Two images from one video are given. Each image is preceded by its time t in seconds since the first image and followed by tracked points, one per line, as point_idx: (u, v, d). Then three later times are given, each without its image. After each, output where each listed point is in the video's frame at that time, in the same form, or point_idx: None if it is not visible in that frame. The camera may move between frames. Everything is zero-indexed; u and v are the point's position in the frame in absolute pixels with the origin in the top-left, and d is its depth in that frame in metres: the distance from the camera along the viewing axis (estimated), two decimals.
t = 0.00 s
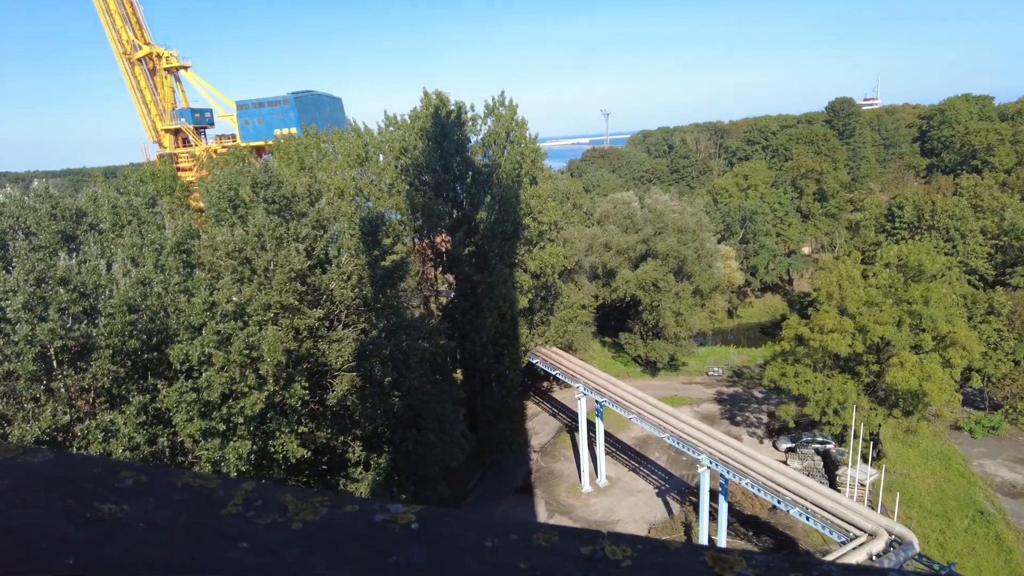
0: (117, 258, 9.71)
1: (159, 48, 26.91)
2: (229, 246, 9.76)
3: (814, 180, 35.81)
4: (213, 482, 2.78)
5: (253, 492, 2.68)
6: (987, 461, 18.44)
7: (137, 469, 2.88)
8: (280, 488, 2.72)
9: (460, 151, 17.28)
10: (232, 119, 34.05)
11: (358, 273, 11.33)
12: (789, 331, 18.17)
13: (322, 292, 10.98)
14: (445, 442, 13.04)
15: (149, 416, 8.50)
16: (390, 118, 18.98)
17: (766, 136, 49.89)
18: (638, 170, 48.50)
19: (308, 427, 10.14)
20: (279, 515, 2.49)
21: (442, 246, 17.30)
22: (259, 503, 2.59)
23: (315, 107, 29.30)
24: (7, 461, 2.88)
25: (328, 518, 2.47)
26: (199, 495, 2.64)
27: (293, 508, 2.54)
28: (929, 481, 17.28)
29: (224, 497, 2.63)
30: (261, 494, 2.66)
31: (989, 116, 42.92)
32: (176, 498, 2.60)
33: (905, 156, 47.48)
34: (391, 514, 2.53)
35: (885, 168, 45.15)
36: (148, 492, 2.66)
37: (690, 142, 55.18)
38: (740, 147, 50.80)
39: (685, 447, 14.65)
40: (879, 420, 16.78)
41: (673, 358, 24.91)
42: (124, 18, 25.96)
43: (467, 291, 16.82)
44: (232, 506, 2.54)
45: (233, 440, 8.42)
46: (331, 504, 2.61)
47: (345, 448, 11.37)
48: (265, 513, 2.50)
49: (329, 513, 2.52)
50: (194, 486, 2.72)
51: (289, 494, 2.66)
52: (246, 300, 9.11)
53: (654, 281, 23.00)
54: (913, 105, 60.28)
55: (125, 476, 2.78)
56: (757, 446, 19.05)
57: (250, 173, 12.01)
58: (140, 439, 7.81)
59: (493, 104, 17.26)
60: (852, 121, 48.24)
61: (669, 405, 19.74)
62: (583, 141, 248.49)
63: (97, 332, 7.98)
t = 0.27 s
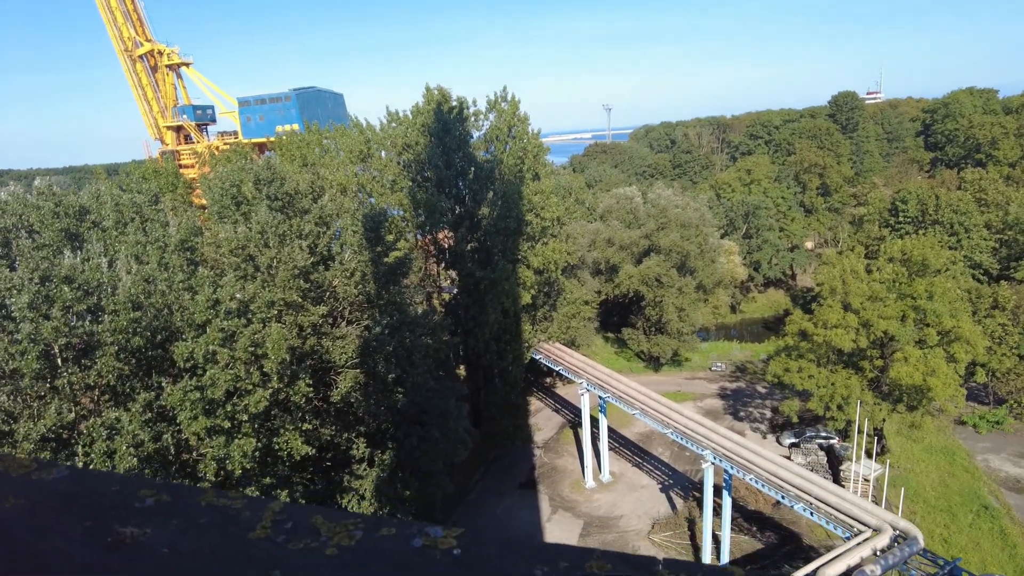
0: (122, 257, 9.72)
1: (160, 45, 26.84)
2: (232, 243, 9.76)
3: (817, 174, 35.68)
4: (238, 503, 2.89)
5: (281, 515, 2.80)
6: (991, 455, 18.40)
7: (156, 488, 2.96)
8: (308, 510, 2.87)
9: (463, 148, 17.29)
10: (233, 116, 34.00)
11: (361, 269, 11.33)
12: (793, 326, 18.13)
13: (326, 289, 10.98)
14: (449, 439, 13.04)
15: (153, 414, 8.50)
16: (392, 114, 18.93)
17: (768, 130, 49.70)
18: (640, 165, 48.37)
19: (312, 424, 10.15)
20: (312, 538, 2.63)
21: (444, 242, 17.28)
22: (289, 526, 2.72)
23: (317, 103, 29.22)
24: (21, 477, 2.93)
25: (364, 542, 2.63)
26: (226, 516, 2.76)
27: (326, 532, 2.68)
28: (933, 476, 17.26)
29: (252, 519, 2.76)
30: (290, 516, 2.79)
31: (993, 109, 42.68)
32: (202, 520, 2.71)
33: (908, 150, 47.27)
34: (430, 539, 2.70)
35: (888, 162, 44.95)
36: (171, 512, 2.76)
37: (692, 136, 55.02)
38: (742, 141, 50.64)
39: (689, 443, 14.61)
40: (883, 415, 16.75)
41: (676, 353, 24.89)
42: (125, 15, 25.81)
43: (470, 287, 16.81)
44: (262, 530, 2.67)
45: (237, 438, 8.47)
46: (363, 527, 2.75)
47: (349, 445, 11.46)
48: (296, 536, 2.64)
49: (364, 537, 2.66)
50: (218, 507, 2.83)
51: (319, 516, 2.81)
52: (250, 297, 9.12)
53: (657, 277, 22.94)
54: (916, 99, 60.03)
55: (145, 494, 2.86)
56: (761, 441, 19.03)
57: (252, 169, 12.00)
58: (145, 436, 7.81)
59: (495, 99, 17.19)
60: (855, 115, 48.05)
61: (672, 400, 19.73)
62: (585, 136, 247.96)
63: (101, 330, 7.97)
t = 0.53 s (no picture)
0: (127, 255, 9.72)
1: (164, 43, 26.84)
2: (237, 241, 9.76)
3: (821, 171, 35.54)
4: (271, 533, 2.99)
5: (322, 548, 2.88)
6: (998, 453, 18.33)
7: (181, 514, 3.10)
8: (348, 543, 2.95)
9: (465, 143, 17.44)
10: (237, 113, 33.99)
11: (366, 267, 11.33)
12: (798, 323, 18.07)
13: (330, 286, 10.97)
14: (453, 436, 13.05)
15: (159, 412, 8.48)
16: (396, 111, 18.90)
17: (773, 126, 49.52)
18: (644, 162, 48.24)
19: (317, 422, 10.15)
20: (355, 569, 2.71)
21: (448, 240, 17.27)
22: (330, 559, 2.80)
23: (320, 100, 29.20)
24: (41, 503, 3.09)
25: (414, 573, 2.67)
26: (263, 550, 2.83)
27: (372, 564, 2.75)
28: (939, 473, 17.20)
29: (290, 553, 2.82)
30: (331, 550, 2.86)
31: (999, 104, 42.42)
32: (235, 552, 2.81)
33: (913, 146, 47.04)
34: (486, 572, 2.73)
35: (893, 158, 44.74)
36: (200, 544, 2.86)
37: (696, 132, 54.83)
38: (746, 137, 50.45)
39: (694, 440, 14.56)
40: (889, 412, 16.69)
41: (680, 351, 24.85)
42: (129, 13, 25.78)
43: (474, 284, 16.79)
44: (301, 563, 2.74)
45: (243, 436, 8.47)
46: (412, 559, 2.81)
47: (355, 442, 11.49)
48: (337, 569, 2.70)
49: (413, 568, 2.71)
50: (250, 536, 2.94)
51: (362, 548, 2.90)
52: (255, 296, 9.13)
53: (661, 273, 22.88)
54: (921, 94, 59.76)
55: (171, 523, 2.99)
56: (765, 438, 18.99)
57: (256, 167, 11.99)
58: (151, 433, 7.79)
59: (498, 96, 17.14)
60: (859, 110, 47.81)
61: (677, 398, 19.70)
62: (589, 132, 247.43)
63: (107, 328, 7.97)
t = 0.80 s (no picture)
0: (136, 253, 9.74)
1: (171, 41, 26.91)
2: (244, 240, 9.77)
3: (829, 168, 35.32)
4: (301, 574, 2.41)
5: None
6: (1009, 452, 18.19)
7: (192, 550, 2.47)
8: None
9: (473, 142, 17.43)
10: (244, 112, 34.04)
11: (373, 265, 11.32)
12: (806, 321, 17.96)
13: (338, 285, 10.97)
14: (461, 434, 13.02)
15: (168, 411, 8.48)
16: (402, 109, 18.89)
17: (780, 123, 49.27)
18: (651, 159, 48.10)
19: (326, 420, 10.15)
20: None
21: (455, 238, 17.24)
22: None
23: (326, 98, 29.21)
24: (49, 547, 2.27)
25: None
26: None
27: None
28: (949, 472, 17.08)
29: None
30: None
31: (1010, 101, 42.03)
32: None
33: (922, 143, 46.71)
34: None
35: (902, 154, 44.43)
36: None
37: (703, 130, 54.63)
38: (754, 135, 50.23)
39: (702, 439, 14.49)
40: (898, 411, 16.56)
41: (687, 349, 24.76)
42: (136, 11, 25.92)
43: (481, 283, 16.76)
44: None
45: (251, 435, 8.47)
46: None
47: (362, 441, 11.48)
48: None
49: None
50: None
51: None
52: (263, 294, 9.14)
53: (668, 271, 22.79)
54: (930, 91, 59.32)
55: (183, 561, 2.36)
56: (773, 437, 18.89)
57: (264, 165, 11.99)
58: (161, 432, 7.78)
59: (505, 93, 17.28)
60: (868, 107, 47.51)
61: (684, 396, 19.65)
62: (595, 129, 246.90)
63: (116, 327, 7.97)
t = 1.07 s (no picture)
0: (148, 254, 9.76)
1: (180, 42, 27.02)
2: (255, 240, 9.77)
3: (840, 165, 35.04)
4: None
5: None
6: None
7: None
8: None
9: (481, 141, 17.43)
10: (253, 111, 34.15)
11: (383, 264, 11.32)
12: (818, 319, 17.81)
13: (348, 284, 10.97)
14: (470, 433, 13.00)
15: (180, 411, 8.48)
16: (411, 108, 18.88)
17: (790, 120, 48.94)
18: (659, 157, 47.94)
19: (336, 420, 10.15)
20: None
21: (464, 237, 17.21)
22: None
23: (335, 97, 29.25)
24: None
25: None
26: None
27: None
28: (963, 472, 16.91)
29: None
30: None
31: None
32: None
33: (934, 139, 46.26)
34: None
35: (914, 151, 44.01)
36: None
37: (712, 127, 54.38)
38: (763, 131, 49.93)
39: (714, 438, 14.38)
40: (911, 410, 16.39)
41: (697, 347, 24.64)
42: (146, 12, 26.06)
43: (491, 282, 16.73)
44: None
45: (262, 435, 8.47)
46: None
47: (373, 440, 11.47)
48: None
49: None
50: None
51: None
52: (274, 295, 9.14)
53: (678, 269, 22.67)
54: (942, 86, 58.73)
55: None
56: (785, 436, 18.76)
57: (274, 165, 12.01)
58: (173, 432, 7.79)
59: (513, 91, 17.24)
60: (879, 103, 47.11)
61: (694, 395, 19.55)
62: (603, 127, 246.30)
63: (128, 328, 8.00)
